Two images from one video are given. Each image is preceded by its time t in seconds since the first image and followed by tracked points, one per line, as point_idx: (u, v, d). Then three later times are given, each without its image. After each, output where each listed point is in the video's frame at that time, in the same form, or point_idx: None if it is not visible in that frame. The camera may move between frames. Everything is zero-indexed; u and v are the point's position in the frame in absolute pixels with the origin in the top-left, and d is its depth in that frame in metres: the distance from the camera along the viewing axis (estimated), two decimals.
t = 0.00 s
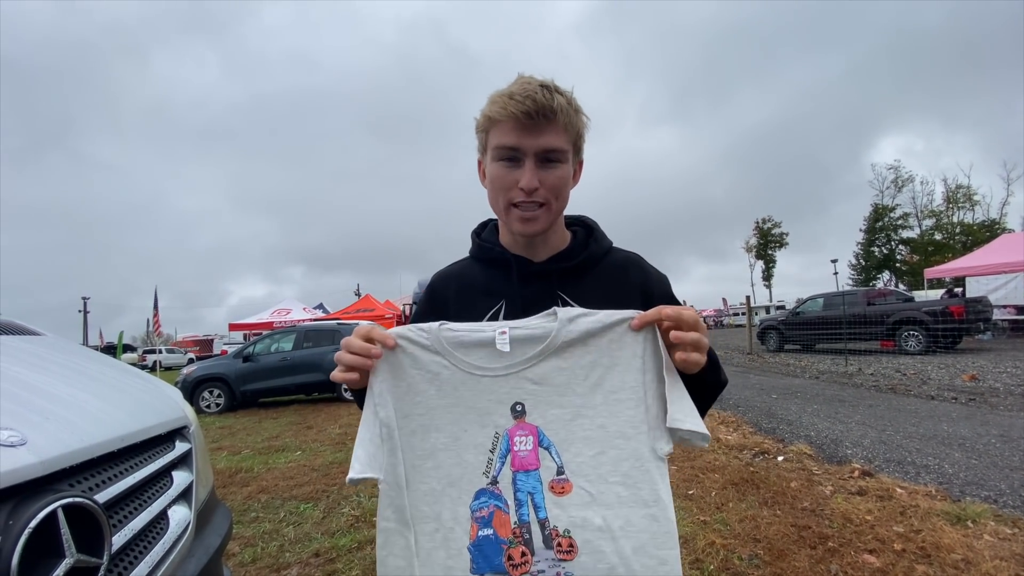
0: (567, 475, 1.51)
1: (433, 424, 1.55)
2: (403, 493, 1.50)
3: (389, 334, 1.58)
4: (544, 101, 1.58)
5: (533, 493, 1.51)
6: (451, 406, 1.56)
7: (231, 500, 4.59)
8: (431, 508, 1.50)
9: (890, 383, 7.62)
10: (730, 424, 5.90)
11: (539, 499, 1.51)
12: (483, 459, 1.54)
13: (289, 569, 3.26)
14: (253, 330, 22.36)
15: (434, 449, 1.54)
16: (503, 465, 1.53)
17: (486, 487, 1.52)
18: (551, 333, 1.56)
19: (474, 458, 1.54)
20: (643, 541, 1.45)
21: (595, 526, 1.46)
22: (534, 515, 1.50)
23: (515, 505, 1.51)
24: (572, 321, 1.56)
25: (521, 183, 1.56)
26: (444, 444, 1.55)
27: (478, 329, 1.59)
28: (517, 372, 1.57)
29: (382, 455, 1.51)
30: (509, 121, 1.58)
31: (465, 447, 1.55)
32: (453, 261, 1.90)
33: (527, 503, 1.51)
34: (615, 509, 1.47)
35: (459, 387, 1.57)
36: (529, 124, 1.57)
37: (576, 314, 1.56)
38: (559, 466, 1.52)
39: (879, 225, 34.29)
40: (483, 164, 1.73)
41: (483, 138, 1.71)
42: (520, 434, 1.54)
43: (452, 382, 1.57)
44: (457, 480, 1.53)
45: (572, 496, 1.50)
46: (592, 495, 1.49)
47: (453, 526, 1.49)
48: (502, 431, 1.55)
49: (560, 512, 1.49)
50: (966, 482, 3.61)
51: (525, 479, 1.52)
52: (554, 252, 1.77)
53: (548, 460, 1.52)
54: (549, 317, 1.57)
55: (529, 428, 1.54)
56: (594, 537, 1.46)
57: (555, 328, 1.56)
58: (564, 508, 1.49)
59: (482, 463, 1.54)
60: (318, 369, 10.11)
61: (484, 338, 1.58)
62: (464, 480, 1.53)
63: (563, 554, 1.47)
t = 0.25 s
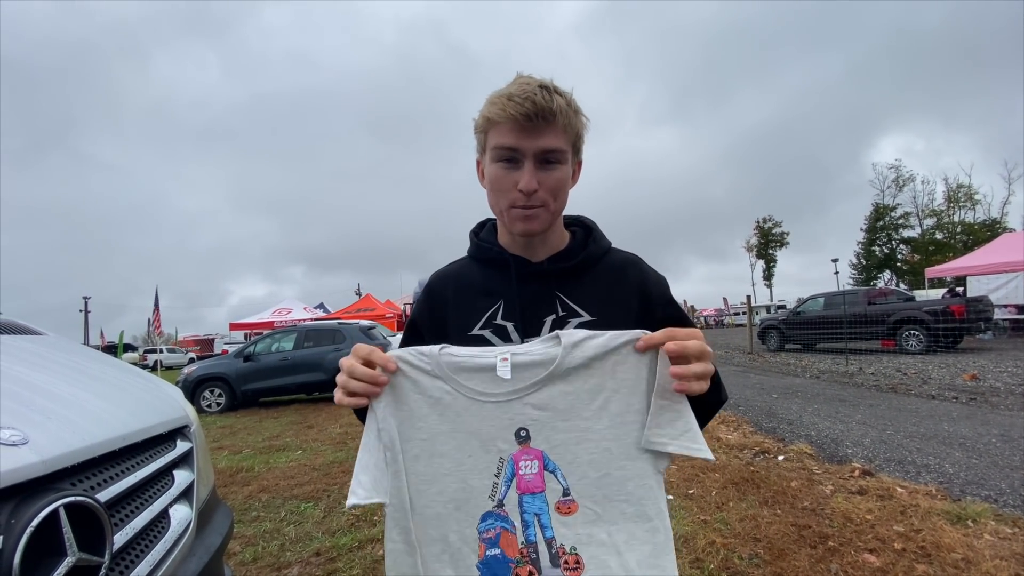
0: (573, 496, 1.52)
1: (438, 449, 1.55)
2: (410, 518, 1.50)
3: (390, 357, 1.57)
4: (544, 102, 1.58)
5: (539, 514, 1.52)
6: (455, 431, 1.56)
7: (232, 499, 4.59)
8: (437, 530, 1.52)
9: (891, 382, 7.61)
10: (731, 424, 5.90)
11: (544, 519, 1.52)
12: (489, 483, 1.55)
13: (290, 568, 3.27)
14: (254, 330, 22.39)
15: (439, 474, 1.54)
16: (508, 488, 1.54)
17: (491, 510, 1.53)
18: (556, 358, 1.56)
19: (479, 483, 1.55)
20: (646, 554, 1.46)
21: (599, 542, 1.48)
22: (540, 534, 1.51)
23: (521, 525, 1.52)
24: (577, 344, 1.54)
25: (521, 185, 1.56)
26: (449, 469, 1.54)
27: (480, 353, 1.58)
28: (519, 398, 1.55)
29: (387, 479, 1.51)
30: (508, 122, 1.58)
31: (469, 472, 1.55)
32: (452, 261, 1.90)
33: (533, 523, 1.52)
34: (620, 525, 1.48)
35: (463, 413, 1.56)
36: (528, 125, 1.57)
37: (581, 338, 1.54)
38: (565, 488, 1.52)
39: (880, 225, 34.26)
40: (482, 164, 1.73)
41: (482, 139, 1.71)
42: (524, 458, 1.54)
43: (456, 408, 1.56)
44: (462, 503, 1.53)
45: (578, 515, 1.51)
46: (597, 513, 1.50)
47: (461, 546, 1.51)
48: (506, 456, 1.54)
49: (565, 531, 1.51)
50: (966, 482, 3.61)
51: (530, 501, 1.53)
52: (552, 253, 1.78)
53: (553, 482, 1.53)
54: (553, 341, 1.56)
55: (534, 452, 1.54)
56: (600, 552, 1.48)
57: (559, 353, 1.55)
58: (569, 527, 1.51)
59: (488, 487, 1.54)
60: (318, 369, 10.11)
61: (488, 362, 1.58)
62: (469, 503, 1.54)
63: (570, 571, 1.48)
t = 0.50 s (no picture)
0: (569, 487, 1.52)
1: (434, 444, 1.56)
2: (406, 515, 1.50)
3: (380, 355, 1.57)
4: (542, 100, 1.58)
5: (537, 505, 1.52)
6: (451, 426, 1.56)
7: (233, 498, 4.60)
8: (435, 527, 1.51)
9: (892, 382, 7.61)
10: (732, 423, 5.90)
11: (542, 510, 1.52)
12: (486, 476, 1.55)
13: (291, 567, 3.27)
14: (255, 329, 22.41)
15: (436, 470, 1.54)
16: (506, 480, 1.54)
17: (488, 503, 1.54)
18: (550, 348, 1.56)
19: (477, 476, 1.55)
20: (644, 548, 1.45)
21: (598, 534, 1.48)
22: (538, 526, 1.51)
23: (520, 516, 1.52)
24: (571, 334, 1.55)
25: (519, 184, 1.56)
26: (446, 464, 1.55)
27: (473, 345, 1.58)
28: (514, 390, 1.56)
29: (381, 481, 1.51)
30: (507, 121, 1.58)
31: (466, 466, 1.55)
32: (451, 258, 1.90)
33: (531, 514, 1.52)
34: (617, 517, 1.48)
35: (458, 406, 1.57)
36: (527, 124, 1.56)
37: (575, 328, 1.54)
38: (562, 479, 1.53)
39: (881, 224, 34.23)
40: (481, 163, 1.73)
41: (481, 137, 1.71)
42: (522, 450, 1.54)
43: (452, 402, 1.57)
44: (460, 498, 1.54)
45: (575, 507, 1.51)
46: (594, 505, 1.50)
47: (459, 541, 1.51)
48: (504, 449, 1.55)
49: (563, 523, 1.50)
50: (967, 481, 3.61)
51: (528, 493, 1.53)
52: (552, 252, 1.78)
53: (550, 474, 1.53)
54: (547, 332, 1.56)
55: (531, 444, 1.54)
56: (598, 544, 1.47)
57: (553, 343, 1.55)
58: (567, 518, 1.50)
59: (485, 479, 1.55)
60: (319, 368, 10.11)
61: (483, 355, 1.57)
62: (468, 496, 1.54)
63: (568, 562, 1.48)
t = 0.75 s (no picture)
0: (544, 470, 1.51)
1: (405, 439, 1.52)
2: (379, 514, 1.46)
3: (344, 352, 1.54)
4: (545, 104, 1.57)
5: (512, 492, 1.50)
6: (422, 420, 1.54)
7: (234, 497, 4.61)
8: (409, 525, 1.47)
9: (893, 381, 7.61)
10: (733, 422, 5.90)
11: (518, 497, 1.50)
12: (461, 468, 1.52)
13: (292, 565, 3.28)
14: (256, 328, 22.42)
15: (408, 467, 1.51)
16: (480, 470, 1.52)
17: (465, 495, 1.51)
18: (522, 336, 1.54)
19: (451, 469, 1.52)
20: (617, 518, 1.45)
21: (572, 512, 1.47)
22: (514, 513, 1.50)
23: (496, 506, 1.50)
24: (543, 323, 1.53)
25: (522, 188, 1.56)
26: (419, 459, 1.52)
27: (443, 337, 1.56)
28: (486, 380, 1.55)
29: (352, 480, 1.47)
30: (509, 125, 1.57)
31: (440, 459, 1.52)
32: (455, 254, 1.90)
33: (507, 502, 1.50)
34: (590, 493, 1.47)
35: (429, 400, 1.54)
36: (529, 128, 1.56)
37: (545, 317, 1.52)
38: (536, 464, 1.51)
39: (882, 223, 34.20)
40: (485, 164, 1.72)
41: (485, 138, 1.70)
42: (495, 438, 1.52)
43: (422, 396, 1.54)
44: (434, 493, 1.50)
45: (550, 490, 1.49)
46: (568, 485, 1.49)
47: (435, 539, 1.47)
48: (476, 439, 1.53)
49: (539, 506, 1.49)
50: (967, 480, 3.61)
51: (503, 481, 1.51)
52: (556, 251, 1.77)
53: (523, 459, 1.51)
54: (517, 321, 1.55)
55: (504, 431, 1.53)
56: (575, 523, 1.46)
57: (524, 332, 1.53)
58: (543, 501, 1.49)
59: (460, 472, 1.52)
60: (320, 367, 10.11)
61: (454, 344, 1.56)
62: (442, 491, 1.51)
63: (545, 544, 1.47)
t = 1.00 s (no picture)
0: (491, 408, 1.50)
1: (360, 379, 1.44)
2: (331, 451, 1.33)
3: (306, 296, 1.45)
4: (554, 122, 1.47)
5: (462, 429, 1.47)
6: (380, 360, 1.48)
7: (235, 495, 4.61)
8: (360, 463, 1.38)
9: (894, 379, 7.60)
10: (734, 421, 5.90)
11: (467, 434, 1.47)
12: (414, 405, 1.49)
13: (293, 563, 3.29)
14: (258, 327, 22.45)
15: (366, 406, 1.43)
16: (432, 408, 1.49)
17: (416, 431, 1.46)
18: (475, 288, 1.55)
19: (405, 407, 1.48)
20: (558, 454, 1.40)
21: (516, 449, 1.44)
22: (463, 449, 1.46)
23: (446, 442, 1.46)
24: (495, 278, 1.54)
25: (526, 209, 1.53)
26: (374, 397, 1.44)
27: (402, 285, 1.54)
28: (439, 326, 1.55)
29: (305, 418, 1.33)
30: (517, 142, 1.50)
31: (395, 398, 1.47)
32: (470, 247, 1.90)
33: (457, 438, 1.47)
34: (531, 431, 1.45)
35: (385, 341, 1.49)
36: (536, 148, 1.48)
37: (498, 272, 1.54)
38: (484, 402, 1.50)
39: (884, 222, 34.17)
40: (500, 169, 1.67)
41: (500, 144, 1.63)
42: (447, 377, 1.51)
43: (379, 338, 1.49)
44: (387, 429, 1.44)
45: (496, 428, 1.47)
46: (513, 422, 1.48)
47: (385, 476, 1.39)
48: (429, 377, 1.51)
49: (485, 443, 1.46)
50: (969, 479, 3.61)
51: (454, 418, 1.48)
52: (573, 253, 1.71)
53: (472, 398, 1.51)
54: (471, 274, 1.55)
55: (455, 371, 1.53)
56: (518, 458, 1.43)
57: (478, 284, 1.54)
58: (490, 438, 1.47)
59: (413, 408, 1.48)
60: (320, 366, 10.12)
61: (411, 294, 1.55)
62: (394, 427, 1.45)
63: (491, 480, 1.41)
